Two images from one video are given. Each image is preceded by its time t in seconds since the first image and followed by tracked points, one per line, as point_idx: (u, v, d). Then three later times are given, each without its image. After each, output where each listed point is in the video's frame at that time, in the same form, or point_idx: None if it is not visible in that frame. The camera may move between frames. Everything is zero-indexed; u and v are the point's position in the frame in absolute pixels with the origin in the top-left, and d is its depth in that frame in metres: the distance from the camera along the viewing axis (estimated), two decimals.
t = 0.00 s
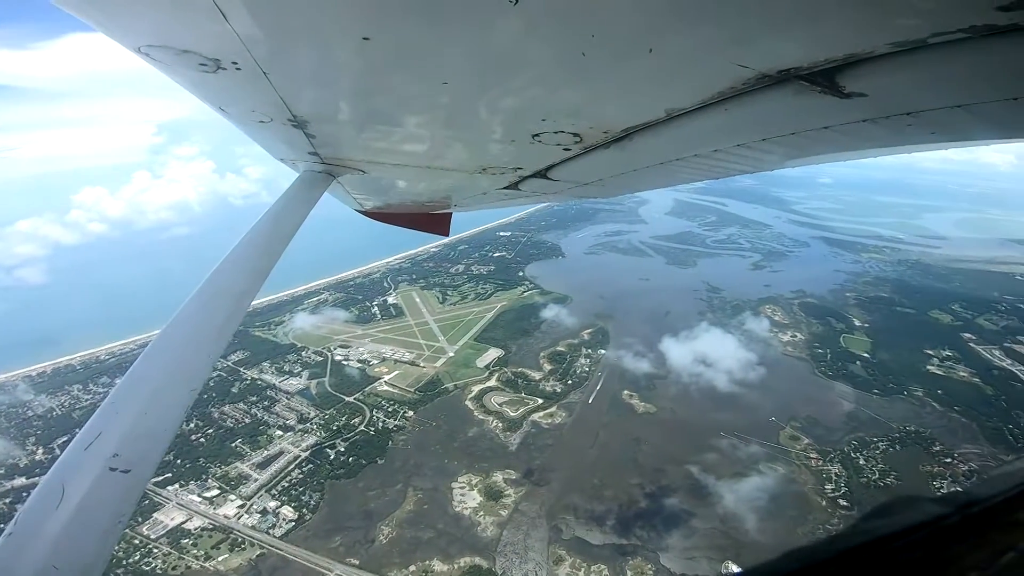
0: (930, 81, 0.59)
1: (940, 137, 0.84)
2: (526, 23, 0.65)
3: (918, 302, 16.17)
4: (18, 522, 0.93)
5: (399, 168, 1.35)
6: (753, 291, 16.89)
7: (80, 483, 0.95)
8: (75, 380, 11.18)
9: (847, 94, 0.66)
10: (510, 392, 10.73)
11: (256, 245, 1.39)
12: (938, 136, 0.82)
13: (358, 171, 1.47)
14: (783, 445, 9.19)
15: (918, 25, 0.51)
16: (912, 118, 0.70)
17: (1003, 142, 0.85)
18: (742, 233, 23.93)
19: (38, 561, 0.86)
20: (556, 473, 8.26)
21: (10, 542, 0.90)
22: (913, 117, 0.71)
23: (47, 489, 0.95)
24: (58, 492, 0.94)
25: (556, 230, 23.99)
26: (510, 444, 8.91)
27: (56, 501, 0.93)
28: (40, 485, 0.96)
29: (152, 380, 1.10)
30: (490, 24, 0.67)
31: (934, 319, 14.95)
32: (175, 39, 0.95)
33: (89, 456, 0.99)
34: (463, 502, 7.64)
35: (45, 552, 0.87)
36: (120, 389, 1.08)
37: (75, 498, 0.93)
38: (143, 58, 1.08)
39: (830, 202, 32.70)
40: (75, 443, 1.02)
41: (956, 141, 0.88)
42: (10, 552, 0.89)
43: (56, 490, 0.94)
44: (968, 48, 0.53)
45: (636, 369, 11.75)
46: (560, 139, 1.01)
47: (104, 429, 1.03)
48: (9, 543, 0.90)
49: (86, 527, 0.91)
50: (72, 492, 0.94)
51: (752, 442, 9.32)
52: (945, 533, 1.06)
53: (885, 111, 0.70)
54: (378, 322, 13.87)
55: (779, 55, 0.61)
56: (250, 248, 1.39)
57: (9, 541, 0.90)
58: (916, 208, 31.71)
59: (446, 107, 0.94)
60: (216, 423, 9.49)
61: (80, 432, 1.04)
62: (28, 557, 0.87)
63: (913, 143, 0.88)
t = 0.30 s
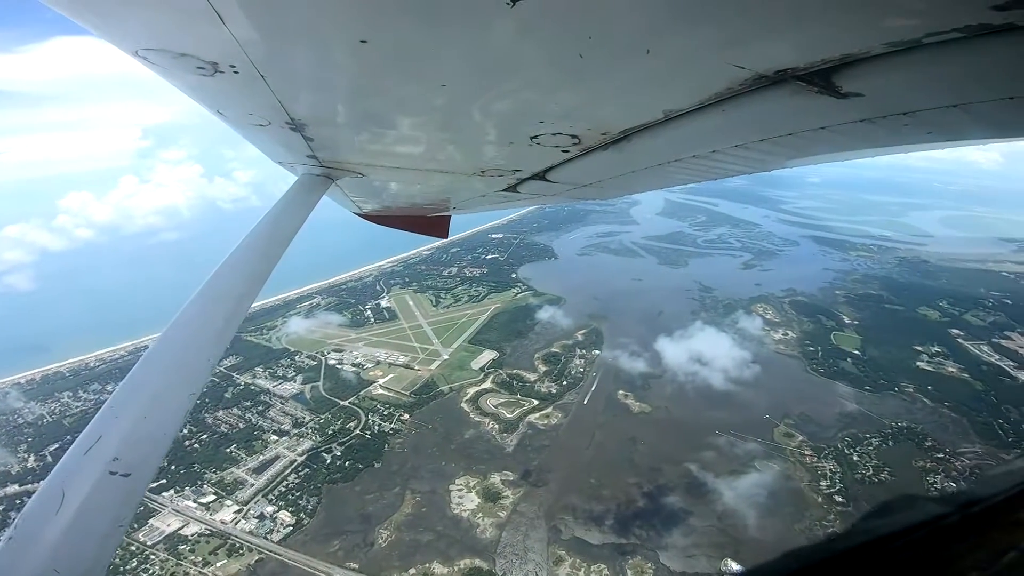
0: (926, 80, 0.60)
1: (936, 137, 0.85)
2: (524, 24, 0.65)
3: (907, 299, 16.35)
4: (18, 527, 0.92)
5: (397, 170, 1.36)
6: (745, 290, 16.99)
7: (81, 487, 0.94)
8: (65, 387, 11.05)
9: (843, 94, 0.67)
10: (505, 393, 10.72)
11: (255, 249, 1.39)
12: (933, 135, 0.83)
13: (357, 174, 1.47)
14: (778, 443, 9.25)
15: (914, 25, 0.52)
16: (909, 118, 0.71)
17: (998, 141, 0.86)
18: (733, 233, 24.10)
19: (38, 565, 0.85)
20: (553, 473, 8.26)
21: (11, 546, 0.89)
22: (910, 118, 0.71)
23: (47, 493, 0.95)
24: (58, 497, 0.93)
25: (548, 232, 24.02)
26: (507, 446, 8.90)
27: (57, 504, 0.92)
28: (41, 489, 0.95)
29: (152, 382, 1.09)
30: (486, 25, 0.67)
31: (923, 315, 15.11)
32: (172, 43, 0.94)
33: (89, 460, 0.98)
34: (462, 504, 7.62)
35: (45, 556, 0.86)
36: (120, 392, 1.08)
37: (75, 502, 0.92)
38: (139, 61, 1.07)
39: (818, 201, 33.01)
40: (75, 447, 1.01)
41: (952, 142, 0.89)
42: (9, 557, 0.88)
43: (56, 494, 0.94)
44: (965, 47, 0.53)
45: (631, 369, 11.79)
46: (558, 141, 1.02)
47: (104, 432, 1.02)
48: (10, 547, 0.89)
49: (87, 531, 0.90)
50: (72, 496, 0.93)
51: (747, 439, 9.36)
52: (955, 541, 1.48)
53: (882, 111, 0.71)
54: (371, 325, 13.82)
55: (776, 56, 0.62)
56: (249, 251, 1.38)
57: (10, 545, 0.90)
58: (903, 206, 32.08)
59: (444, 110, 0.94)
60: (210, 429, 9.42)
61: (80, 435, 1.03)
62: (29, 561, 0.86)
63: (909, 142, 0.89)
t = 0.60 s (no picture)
0: (926, 79, 0.61)
1: (935, 135, 0.86)
2: (525, 26, 0.66)
3: (899, 296, 16.49)
4: (21, 530, 0.91)
5: (398, 171, 1.35)
6: (739, 288, 17.07)
7: (84, 489, 0.94)
8: (59, 393, 10.96)
9: (843, 94, 0.68)
10: (502, 394, 10.71)
11: (256, 251, 1.39)
12: (934, 133, 0.83)
13: (357, 176, 1.47)
14: (775, 439, 9.29)
15: (914, 24, 0.52)
16: (909, 117, 0.72)
17: (997, 138, 0.87)
18: (726, 232, 24.21)
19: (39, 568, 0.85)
20: (552, 473, 8.26)
21: (14, 548, 0.88)
22: (911, 116, 0.72)
23: (51, 497, 0.94)
24: (62, 499, 0.93)
25: (543, 232, 24.03)
26: (506, 447, 8.89)
27: (60, 507, 0.92)
28: (44, 491, 0.95)
29: (155, 383, 1.09)
30: (486, 25, 0.67)
31: (914, 312, 15.25)
32: (172, 46, 0.95)
33: (92, 462, 0.98)
34: (462, 506, 7.61)
35: (48, 558, 0.86)
36: (124, 394, 1.08)
37: (79, 504, 0.92)
38: (139, 63, 1.07)
39: (810, 199, 33.23)
40: (78, 449, 1.01)
41: (952, 139, 0.90)
42: (12, 559, 0.87)
43: (59, 496, 0.93)
44: (966, 46, 0.54)
45: (627, 368, 11.80)
46: (558, 142, 1.02)
47: (106, 435, 1.02)
48: (13, 549, 0.88)
49: (91, 532, 0.89)
50: (75, 498, 0.93)
51: (744, 437, 9.39)
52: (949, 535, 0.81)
53: (883, 110, 0.72)
54: (366, 328, 13.78)
55: (775, 56, 0.62)
56: (249, 253, 1.38)
57: (14, 547, 0.89)
58: (894, 204, 32.37)
59: (444, 111, 0.94)
60: (206, 433, 9.36)
61: (84, 438, 1.03)
62: (31, 563, 0.86)
63: (910, 141, 0.90)
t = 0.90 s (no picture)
0: (925, 78, 0.61)
1: (933, 135, 0.87)
2: (523, 28, 0.66)
3: (889, 293, 16.66)
4: (23, 529, 0.91)
5: (399, 172, 1.35)
6: (732, 287, 17.18)
7: (85, 490, 0.93)
8: (50, 398, 10.84)
9: (843, 93, 0.68)
10: (498, 394, 10.71)
11: (256, 251, 1.38)
12: (933, 132, 0.84)
13: (358, 176, 1.47)
14: (770, 437, 9.34)
15: (914, 22, 0.53)
16: (909, 116, 0.72)
17: (993, 137, 0.87)
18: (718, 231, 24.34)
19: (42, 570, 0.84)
20: (550, 473, 8.27)
21: (15, 550, 0.88)
22: (909, 114, 0.72)
23: (51, 497, 0.94)
24: (63, 500, 0.92)
25: (536, 233, 24.04)
26: (503, 447, 8.88)
27: (61, 508, 0.91)
28: (46, 491, 0.95)
29: (158, 381, 1.09)
30: (486, 25, 0.67)
31: (904, 309, 15.42)
32: (171, 46, 0.94)
33: (93, 463, 0.97)
34: (460, 507, 7.60)
35: (51, 558, 0.85)
36: (124, 395, 1.07)
37: (80, 505, 0.91)
38: (140, 63, 1.07)
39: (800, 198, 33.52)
40: (78, 450, 1.01)
41: (951, 139, 0.90)
42: (13, 560, 0.87)
43: (60, 499, 0.92)
44: (964, 46, 0.54)
45: (622, 368, 11.83)
46: (558, 142, 1.02)
47: (107, 435, 1.01)
48: (15, 549, 0.88)
49: (92, 532, 0.89)
50: (76, 499, 0.92)
51: (739, 434, 9.43)
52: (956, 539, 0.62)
53: (883, 109, 0.72)
54: (361, 330, 13.74)
55: (775, 57, 0.63)
56: (250, 253, 1.37)
57: (15, 548, 0.89)
58: (883, 202, 32.74)
59: (446, 112, 0.94)
60: (200, 437, 9.30)
61: (85, 438, 1.02)
62: (33, 564, 0.85)
63: (910, 140, 0.90)
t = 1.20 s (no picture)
0: (922, 79, 0.62)
1: (928, 135, 0.88)
2: (521, 26, 0.66)
3: (876, 291, 16.87)
4: (21, 531, 0.89)
5: (397, 172, 1.35)
6: (722, 287, 17.30)
7: (83, 491, 0.92)
8: (36, 403, 10.66)
9: (840, 93, 0.69)
10: (492, 395, 10.70)
11: (254, 252, 1.37)
12: (930, 132, 0.85)
13: (356, 176, 1.47)
14: (762, 434, 9.42)
15: (911, 23, 0.53)
16: (908, 115, 0.73)
17: (986, 138, 0.89)
18: (707, 231, 24.50)
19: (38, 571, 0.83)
20: (545, 474, 8.27)
21: (12, 552, 0.87)
22: (906, 115, 0.74)
23: (48, 498, 0.92)
24: (61, 501, 0.91)
25: (527, 234, 24.06)
26: (497, 448, 8.87)
27: (59, 508, 0.90)
28: (43, 492, 0.93)
29: (156, 382, 1.08)
30: (484, 25, 0.67)
31: (890, 307, 15.63)
32: (168, 46, 0.94)
33: (91, 463, 0.96)
34: (456, 508, 7.58)
35: (48, 558, 0.84)
36: (122, 396, 1.06)
37: (78, 506, 0.90)
38: (135, 63, 1.06)
39: (788, 198, 33.85)
40: (76, 451, 0.99)
41: (945, 140, 0.92)
42: (11, 561, 0.85)
43: (58, 498, 0.91)
44: (957, 48, 0.55)
45: (614, 368, 11.86)
46: (557, 141, 1.02)
47: (106, 435, 1.00)
48: (11, 552, 0.86)
49: (90, 533, 0.88)
50: (75, 498, 0.91)
51: (731, 432, 9.49)
52: (953, 536, 0.72)
53: (881, 109, 0.73)
54: (352, 333, 13.66)
55: (773, 57, 0.63)
56: (247, 254, 1.36)
57: (13, 550, 0.88)
58: (868, 202, 33.18)
59: (443, 112, 0.94)
60: (191, 441, 9.20)
61: (82, 439, 1.01)
62: (30, 566, 0.84)
63: (905, 140, 0.92)
